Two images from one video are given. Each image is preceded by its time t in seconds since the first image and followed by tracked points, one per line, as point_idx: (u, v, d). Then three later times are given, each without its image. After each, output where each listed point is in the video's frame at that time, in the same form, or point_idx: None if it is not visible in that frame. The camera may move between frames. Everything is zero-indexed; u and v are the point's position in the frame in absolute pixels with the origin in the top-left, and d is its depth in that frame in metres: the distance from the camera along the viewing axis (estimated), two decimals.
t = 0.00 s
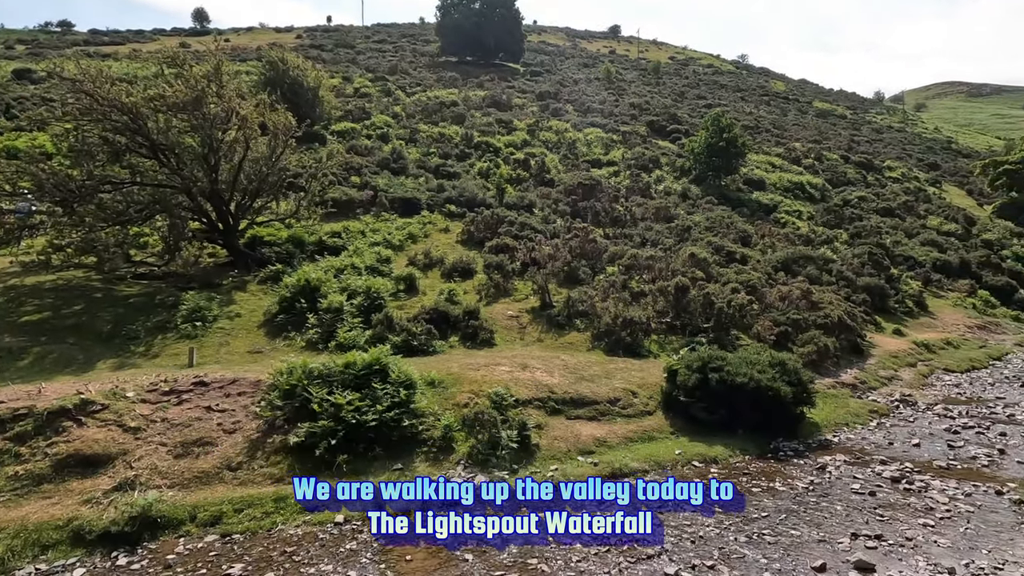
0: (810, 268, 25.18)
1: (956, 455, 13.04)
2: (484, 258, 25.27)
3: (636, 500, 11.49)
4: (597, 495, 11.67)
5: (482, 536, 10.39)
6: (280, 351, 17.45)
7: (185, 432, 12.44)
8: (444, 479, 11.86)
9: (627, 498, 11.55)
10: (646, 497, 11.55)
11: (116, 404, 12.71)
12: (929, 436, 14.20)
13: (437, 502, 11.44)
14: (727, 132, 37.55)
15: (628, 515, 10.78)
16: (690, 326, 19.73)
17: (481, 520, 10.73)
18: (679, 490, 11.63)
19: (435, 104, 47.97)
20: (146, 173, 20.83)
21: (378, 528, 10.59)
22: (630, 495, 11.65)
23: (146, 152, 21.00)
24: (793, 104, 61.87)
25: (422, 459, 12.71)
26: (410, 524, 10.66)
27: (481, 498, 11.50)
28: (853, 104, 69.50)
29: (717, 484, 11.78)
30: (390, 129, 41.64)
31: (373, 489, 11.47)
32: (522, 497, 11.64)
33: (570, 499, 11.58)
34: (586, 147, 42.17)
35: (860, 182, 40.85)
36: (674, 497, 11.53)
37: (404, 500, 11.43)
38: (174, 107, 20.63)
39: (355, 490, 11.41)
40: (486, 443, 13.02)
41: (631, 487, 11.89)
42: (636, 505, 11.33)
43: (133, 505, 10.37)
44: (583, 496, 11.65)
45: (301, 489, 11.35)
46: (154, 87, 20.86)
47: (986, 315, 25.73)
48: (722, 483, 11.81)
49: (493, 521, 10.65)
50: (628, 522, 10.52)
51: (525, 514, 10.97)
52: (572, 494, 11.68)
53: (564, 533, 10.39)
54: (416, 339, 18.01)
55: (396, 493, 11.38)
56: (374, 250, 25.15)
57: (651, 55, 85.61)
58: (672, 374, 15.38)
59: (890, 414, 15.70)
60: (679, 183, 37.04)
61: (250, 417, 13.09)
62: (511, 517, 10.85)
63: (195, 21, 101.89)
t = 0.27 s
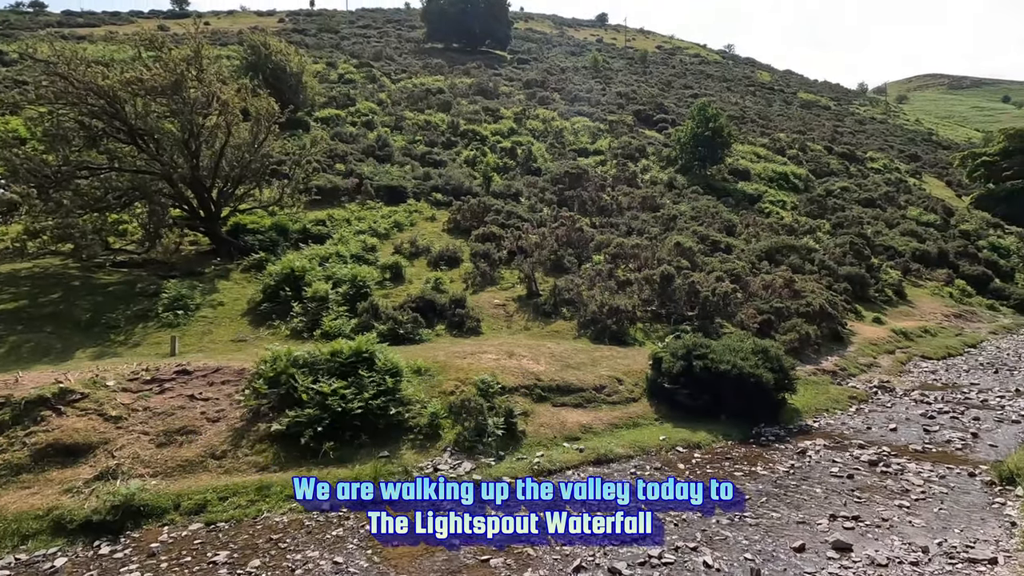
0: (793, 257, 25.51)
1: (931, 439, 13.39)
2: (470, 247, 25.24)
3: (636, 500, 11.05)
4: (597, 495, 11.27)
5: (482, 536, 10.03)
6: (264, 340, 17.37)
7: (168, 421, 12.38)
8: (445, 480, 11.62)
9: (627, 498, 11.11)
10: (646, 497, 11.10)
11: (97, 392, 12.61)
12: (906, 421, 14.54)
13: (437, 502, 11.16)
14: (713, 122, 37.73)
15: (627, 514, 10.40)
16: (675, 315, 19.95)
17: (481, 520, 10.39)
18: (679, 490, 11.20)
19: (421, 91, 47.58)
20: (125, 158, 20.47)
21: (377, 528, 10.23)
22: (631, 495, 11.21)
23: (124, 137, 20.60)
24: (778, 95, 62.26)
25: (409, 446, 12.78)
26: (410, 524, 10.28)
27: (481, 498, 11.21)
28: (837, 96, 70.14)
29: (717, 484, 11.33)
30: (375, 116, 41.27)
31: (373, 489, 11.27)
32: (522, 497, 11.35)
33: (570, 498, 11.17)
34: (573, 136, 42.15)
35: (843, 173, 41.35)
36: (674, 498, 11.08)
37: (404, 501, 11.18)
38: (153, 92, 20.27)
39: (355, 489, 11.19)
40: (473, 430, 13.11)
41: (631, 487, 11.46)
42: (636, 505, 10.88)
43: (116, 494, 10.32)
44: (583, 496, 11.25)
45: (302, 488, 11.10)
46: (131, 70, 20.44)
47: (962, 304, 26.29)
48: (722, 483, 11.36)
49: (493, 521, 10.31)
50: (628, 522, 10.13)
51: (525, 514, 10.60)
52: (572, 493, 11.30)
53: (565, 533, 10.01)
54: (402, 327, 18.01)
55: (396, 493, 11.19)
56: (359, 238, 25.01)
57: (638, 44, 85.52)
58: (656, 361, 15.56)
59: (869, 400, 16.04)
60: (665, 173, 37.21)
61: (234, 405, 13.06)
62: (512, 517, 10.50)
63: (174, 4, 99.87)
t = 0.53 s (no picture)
0: (778, 248, 25.77)
1: (910, 425, 13.69)
2: (458, 236, 25.19)
3: (636, 499, 10.62)
4: (596, 494, 10.86)
5: (482, 536, 9.71)
6: (249, 330, 17.27)
7: (152, 411, 12.30)
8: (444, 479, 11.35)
9: (627, 498, 10.69)
10: (646, 497, 10.68)
11: (78, 382, 12.48)
12: (886, 407, 14.84)
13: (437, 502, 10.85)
14: (701, 113, 37.84)
15: (627, 514, 10.03)
16: (661, 304, 20.12)
17: (481, 520, 10.07)
18: (679, 490, 10.79)
19: (408, 78, 47.17)
20: (104, 145, 20.07)
21: (377, 528, 9.92)
22: (630, 494, 10.79)
23: (103, 123, 20.17)
24: (765, 86, 62.56)
25: (397, 435, 12.82)
26: (410, 524, 9.98)
27: (481, 498, 10.86)
28: (822, 87, 70.65)
29: (717, 484, 10.91)
30: (361, 104, 40.88)
31: (373, 489, 11.03)
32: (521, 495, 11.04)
33: (569, 498, 10.76)
34: (561, 126, 42.09)
35: (827, 164, 41.73)
36: (674, 498, 10.66)
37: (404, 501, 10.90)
38: (133, 76, 19.86)
39: (356, 490, 10.97)
40: (460, 418, 13.18)
41: (631, 486, 11.05)
42: (636, 504, 10.46)
43: (99, 485, 10.25)
44: (583, 495, 10.85)
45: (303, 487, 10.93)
46: (109, 54, 20.01)
47: (942, 294, 26.76)
48: (723, 483, 10.93)
49: (493, 521, 9.99)
50: (627, 522, 9.79)
51: (525, 514, 10.24)
52: (571, 493, 10.91)
53: (564, 533, 9.65)
54: (389, 317, 17.99)
55: (396, 492, 10.92)
56: (346, 227, 24.85)
57: (626, 34, 85.34)
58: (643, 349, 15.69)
59: (850, 387, 16.34)
60: (652, 163, 37.32)
61: (219, 394, 13.01)
62: (511, 516, 10.17)
63: None
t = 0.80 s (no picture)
0: (765, 239, 26.00)
1: (892, 413, 13.95)
2: (447, 227, 25.15)
3: (636, 499, 10.25)
4: (596, 494, 10.50)
5: (482, 536, 9.38)
6: (237, 321, 17.19)
7: (138, 402, 12.25)
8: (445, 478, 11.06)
9: (627, 498, 10.32)
10: (646, 497, 10.31)
11: (63, 374, 12.39)
12: (869, 396, 15.10)
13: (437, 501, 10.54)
14: (690, 105, 37.92)
15: (627, 515, 9.71)
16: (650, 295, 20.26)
17: (481, 520, 9.74)
18: (679, 490, 10.43)
19: (397, 68, 46.81)
20: (85, 133, 19.67)
21: (376, 528, 9.63)
22: (631, 494, 10.44)
23: (84, 111, 19.79)
24: (754, 77, 62.76)
25: (387, 425, 12.87)
26: (410, 524, 9.68)
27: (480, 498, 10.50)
28: (810, 80, 71.05)
29: (717, 484, 10.55)
30: (349, 93, 40.54)
31: (373, 489, 10.76)
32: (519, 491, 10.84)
33: (570, 498, 10.40)
34: (551, 117, 42.03)
35: (815, 157, 42.05)
36: (673, 498, 10.31)
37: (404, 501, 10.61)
38: (115, 63, 19.56)
39: (355, 490, 10.70)
40: (450, 408, 13.24)
41: (631, 486, 10.69)
42: (636, 504, 10.11)
43: (85, 476, 10.21)
44: (583, 495, 10.49)
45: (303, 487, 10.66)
46: (90, 40, 19.63)
47: (925, 285, 27.17)
48: (723, 483, 10.57)
49: (493, 521, 9.67)
50: (628, 522, 9.48)
51: (525, 514, 9.90)
52: (572, 493, 10.55)
53: (565, 533, 9.33)
54: (379, 308, 17.98)
55: (396, 493, 10.64)
56: (334, 218, 24.72)
57: (616, 24, 85.16)
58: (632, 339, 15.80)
59: (835, 376, 16.60)
60: (642, 155, 37.40)
61: (207, 385, 12.97)
62: (512, 516, 9.84)
63: None
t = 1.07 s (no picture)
0: (755, 232, 26.16)
1: (879, 403, 14.15)
2: (439, 219, 25.08)
3: (636, 499, 10.01)
4: (596, 494, 10.22)
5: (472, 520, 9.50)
6: (226, 313, 17.10)
7: (127, 395, 12.18)
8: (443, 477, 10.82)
9: (626, 498, 10.08)
10: (647, 498, 10.05)
11: (50, 367, 12.30)
12: (856, 386, 15.30)
13: (435, 502, 10.29)
14: (681, 97, 37.95)
15: (627, 514, 9.47)
16: (641, 288, 20.36)
17: (481, 520, 9.48)
18: (679, 489, 10.16)
19: (387, 59, 46.48)
20: (70, 123, 19.37)
21: (375, 527, 9.38)
22: (631, 494, 10.17)
23: (68, 100, 19.51)
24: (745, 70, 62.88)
25: (378, 417, 12.89)
26: (410, 524, 9.44)
27: (480, 498, 10.24)
28: (801, 73, 71.34)
29: (717, 483, 10.28)
30: (339, 84, 40.23)
31: (372, 490, 10.52)
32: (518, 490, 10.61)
33: (569, 498, 10.13)
34: (542, 109, 41.96)
35: (805, 150, 42.27)
36: (673, 498, 10.03)
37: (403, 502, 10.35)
38: (100, 52, 19.27)
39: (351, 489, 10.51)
40: (442, 400, 13.27)
41: (631, 486, 10.42)
42: (636, 505, 9.84)
43: (73, 469, 10.16)
44: (583, 495, 10.21)
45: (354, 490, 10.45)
46: (74, 28, 19.30)
47: (912, 278, 27.48)
48: (722, 482, 10.30)
49: (493, 520, 9.41)
50: (627, 521, 9.27)
51: (524, 513, 9.67)
52: (571, 492, 10.27)
53: (563, 532, 9.14)
54: (370, 300, 17.95)
55: (396, 493, 10.39)
56: (324, 210, 24.59)
57: (608, 16, 84.96)
58: (623, 331, 15.88)
59: (823, 367, 16.79)
60: (633, 148, 37.44)
61: (196, 378, 12.92)
62: (511, 516, 9.59)
63: None
